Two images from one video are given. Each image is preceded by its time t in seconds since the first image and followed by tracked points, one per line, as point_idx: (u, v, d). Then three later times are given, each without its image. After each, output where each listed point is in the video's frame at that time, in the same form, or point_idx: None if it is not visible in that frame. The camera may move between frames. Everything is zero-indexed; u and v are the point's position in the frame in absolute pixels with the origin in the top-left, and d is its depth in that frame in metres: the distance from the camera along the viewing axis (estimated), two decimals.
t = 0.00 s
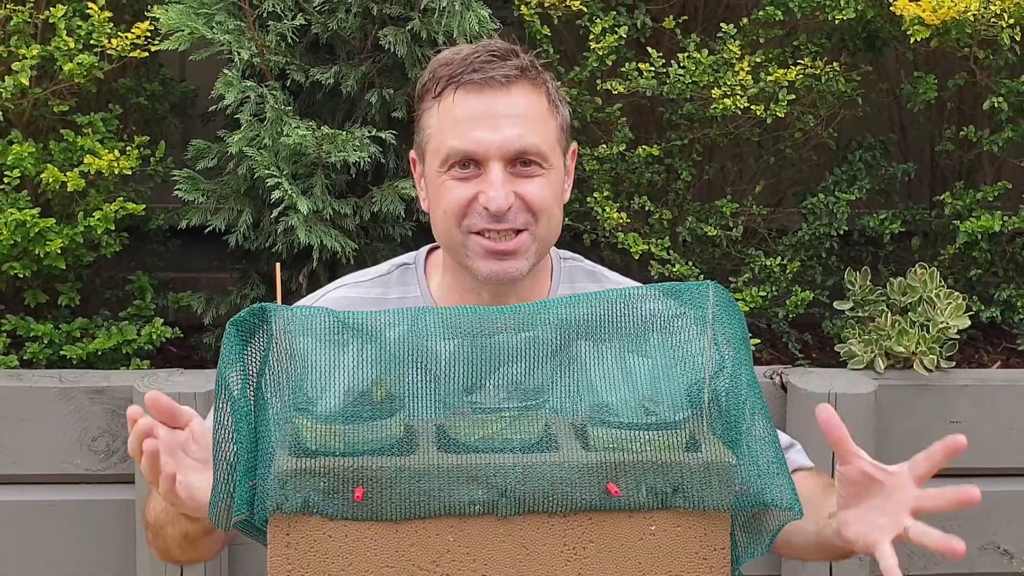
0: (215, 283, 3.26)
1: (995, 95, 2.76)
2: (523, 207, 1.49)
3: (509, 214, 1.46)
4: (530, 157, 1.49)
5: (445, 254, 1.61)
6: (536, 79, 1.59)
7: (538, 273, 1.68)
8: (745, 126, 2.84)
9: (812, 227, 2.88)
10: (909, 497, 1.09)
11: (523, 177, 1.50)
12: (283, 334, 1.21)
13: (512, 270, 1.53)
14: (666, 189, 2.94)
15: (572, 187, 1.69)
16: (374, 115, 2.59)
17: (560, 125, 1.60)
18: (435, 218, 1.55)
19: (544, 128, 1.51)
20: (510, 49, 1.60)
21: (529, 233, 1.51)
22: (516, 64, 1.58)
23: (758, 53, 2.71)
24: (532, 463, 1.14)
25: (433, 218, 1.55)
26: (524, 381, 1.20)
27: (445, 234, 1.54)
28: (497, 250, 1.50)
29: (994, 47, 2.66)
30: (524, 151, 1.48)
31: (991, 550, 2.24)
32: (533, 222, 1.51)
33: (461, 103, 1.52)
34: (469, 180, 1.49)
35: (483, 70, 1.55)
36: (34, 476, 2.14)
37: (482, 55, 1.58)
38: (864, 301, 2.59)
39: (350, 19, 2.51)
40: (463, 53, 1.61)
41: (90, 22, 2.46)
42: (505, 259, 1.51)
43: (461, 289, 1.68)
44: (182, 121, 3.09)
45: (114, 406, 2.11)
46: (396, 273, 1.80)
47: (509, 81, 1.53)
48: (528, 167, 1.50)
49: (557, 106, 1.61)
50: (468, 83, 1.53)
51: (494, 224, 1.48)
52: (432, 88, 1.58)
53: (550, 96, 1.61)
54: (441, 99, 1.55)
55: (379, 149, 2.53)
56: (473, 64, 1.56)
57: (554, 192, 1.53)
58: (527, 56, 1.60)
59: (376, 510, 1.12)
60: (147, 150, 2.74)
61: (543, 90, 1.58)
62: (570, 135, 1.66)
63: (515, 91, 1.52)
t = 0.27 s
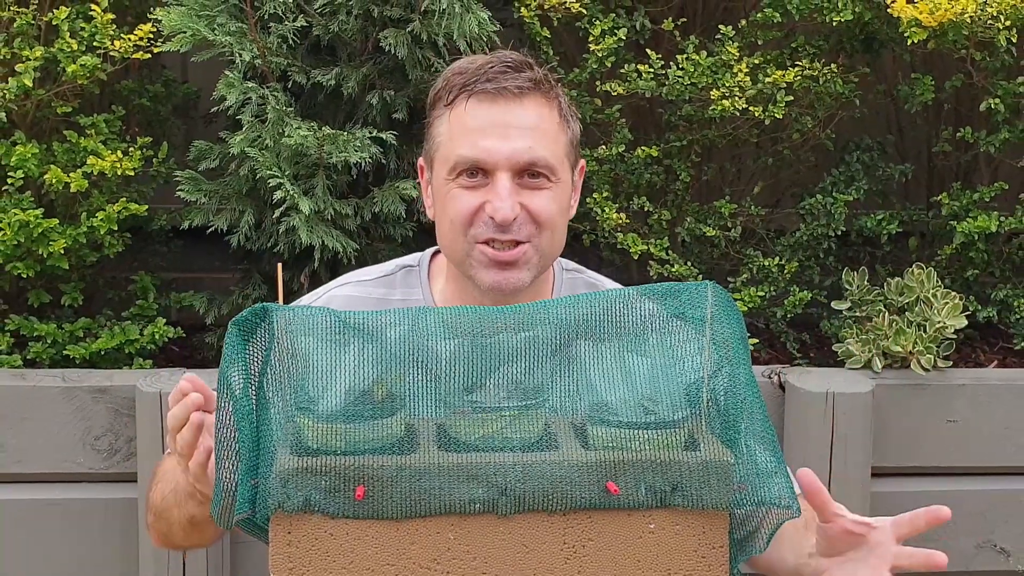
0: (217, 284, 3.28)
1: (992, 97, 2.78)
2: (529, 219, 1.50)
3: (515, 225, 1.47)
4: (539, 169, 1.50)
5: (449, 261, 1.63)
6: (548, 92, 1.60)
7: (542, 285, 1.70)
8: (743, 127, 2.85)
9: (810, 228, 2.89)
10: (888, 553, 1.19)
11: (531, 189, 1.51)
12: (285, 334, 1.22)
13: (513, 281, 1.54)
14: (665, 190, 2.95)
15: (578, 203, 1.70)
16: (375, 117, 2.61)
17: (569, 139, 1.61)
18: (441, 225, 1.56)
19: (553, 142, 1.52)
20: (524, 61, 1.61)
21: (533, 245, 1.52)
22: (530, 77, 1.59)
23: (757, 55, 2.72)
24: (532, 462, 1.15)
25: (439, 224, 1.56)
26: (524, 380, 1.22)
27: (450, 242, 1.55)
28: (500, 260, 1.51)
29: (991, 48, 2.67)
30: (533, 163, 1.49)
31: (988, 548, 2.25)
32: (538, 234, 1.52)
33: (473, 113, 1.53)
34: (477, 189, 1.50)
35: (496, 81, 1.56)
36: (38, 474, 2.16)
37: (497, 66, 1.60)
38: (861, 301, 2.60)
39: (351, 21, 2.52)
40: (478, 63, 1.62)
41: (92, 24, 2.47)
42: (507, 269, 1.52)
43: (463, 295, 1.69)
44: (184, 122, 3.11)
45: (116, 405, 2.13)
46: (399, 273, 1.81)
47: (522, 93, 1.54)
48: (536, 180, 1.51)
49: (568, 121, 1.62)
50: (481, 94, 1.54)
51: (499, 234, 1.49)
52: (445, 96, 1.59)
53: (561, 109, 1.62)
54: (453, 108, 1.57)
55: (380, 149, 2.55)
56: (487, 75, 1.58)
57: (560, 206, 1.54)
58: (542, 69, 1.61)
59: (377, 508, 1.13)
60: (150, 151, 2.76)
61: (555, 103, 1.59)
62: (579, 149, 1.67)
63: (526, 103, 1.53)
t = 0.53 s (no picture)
0: (219, 284, 3.29)
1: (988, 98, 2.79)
2: (524, 195, 1.51)
3: (509, 199, 1.48)
4: (535, 147, 1.52)
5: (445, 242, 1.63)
6: (546, 77, 1.63)
7: (536, 270, 1.71)
8: (741, 128, 2.87)
9: (808, 228, 2.91)
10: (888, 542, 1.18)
11: (526, 167, 1.52)
12: (287, 333, 1.23)
13: (506, 258, 1.55)
14: (664, 191, 2.97)
15: (573, 191, 1.72)
16: (376, 118, 2.62)
17: (566, 124, 1.63)
18: (438, 203, 1.57)
19: (549, 121, 1.54)
20: (522, 47, 1.64)
21: (527, 223, 1.53)
22: (528, 60, 1.62)
23: (755, 57, 2.74)
24: (532, 460, 1.16)
25: (436, 203, 1.57)
26: (524, 379, 1.23)
27: (446, 219, 1.56)
28: (494, 236, 1.52)
29: (987, 50, 2.69)
30: (529, 141, 1.51)
31: (985, 546, 2.27)
32: (532, 212, 1.53)
33: (471, 93, 1.55)
34: (473, 166, 1.52)
35: (495, 64, 1.59)
36: (42, 473, 2.17)
37: (496, 50, 1.63)
38: (858, 301, 2.62)
39: (352, 23, 2.54)
40: (478, 48, 1.65)
41: (95, 26, 2.49)
42: (502, 246, 1.53)
43: (458, 278, 1.70)
44: (186, 123, 3.12)
45: (119, 404, 2.14)
46: (400, 260, 1.82)
47: (520, 75, 1.57)
48: (532, 158, 1.53)
49: (565, 106, 1.64)
50: (479, 75, 1.57)
51: (494, 209, 1.50)
52: (445, 79, 1.62)
53: (558, 95, 1.64)
54: (452, 89, 1.59)
55: (381, 150, 2.56)
56: (486, 58, 1.61)
57: (555, 186, 1.56)
58: (540, 54, 1.64)
59: (378, 507, 1.14)
60: (152, 152, 2.78)
61: (552, 87, 1.61)
62: (575, 137, 1.69)
63: (524, 84, 1.56)
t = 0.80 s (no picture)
0: (221, 284, 3.31)
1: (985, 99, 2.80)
2: (517, 183, 1.51)
3: (502, 187, 1.48)
4: (524, 135, 1.53)
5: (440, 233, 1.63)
6: (533, 67, 1.65)
7: (530, 257, 1.71)
8: (739, 130, 2.89)
9: (806, 229, 2.92)
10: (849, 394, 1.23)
11: (517, 155, 1.53)
12: (288, 333, 1.25)
13: (503, 246, 1.53)
14: (663, 191, 2.98)
15: (564, 179, 1.73)
16: (377, 119, 2.64)
17: (554, 111, 1.64)
18: (432, 195, 1.57)
19: (537, 110, 1.55)
20: (508, 37, 1.66)
21: (521, 210, 1.52)
22: (514, 51, 1.64)
23: (753, 58, 2.75)
24: (532, 459, 1.17)
25: (430, 195, 1.57)
26: (524, 379, 1.24)
27: (441, 210, 1.56)
28: (490, 224, 1.51)
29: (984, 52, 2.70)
30: (519, 129, 1.52)
31: (982, 544, 2.28)
32: (526, 200, 1.52)
33: (460, 84, 1.57)
34: (465, 156, 1.52)
35: (482, 55, 1.61)
36: (46, 472, 2.19)
37: (482, 41, 1.65)
38: (856, 301, 2.63)
39: (353, 24, 2.55)
40: (464, 41, 1.67)
41: (99, 28, 2.50)
42: (498, 233, 1.52)
43: (456, 269, 1.70)
44: (189, 124, 3.13)
45: (121, 403, 2.16)
46: (399, 253, 1.84)
47: (507, 65, 1.59)
48: (522, 146, 1.53)
49: (553, 95, 1.65)
50: (467, 66, 1.59)
51: (488, 197, 1.49)
52: (434, 73, 1.63)
53: (545, 84, 1.66)
54: (441, 82, 1.61)
55: (381, 151, 2.57)
56: (473, 49, 1.63)
57: (547, 173, 1.56)
58: (526, 44, 1.66)
59: (379, 505, 1.15)
60: (155, 153, 2.79)
61: (539, 77, 1.63)
62: (565, 124, 1.70)
63: (511, 74, 1.58)
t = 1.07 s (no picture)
0: (223, 284, 3.32)
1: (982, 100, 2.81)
2: (515, 203, 1.55)
3: (501, 209, 1.52)
4: (522, 152, 1.54)
5: (438, 246, 1.67)
6: (529, 79, 1.65)
7: (529, 270, 1.75)
8: (738, 131, 2.90)
9: (804, 229, 2.93)
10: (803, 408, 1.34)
11: (515, 173, 1.55)
12: (290, 333, 1.26)
13: (501, 267, 1.60)
14: (662, 192, 3.00)
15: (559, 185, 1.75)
16: (378, 120, 2.65)
17: (550, 123, 1.65)
18: (430, 210, 1.60)
19: (535, 127, 1.56)
20: (505, 51, 1.65)
21: (520, 229, 1.58)
22: (511, 64, 1.64)
23: (752, 59, 2.76)
24: (532, 459, 1.19)
25: (428, 210, 1.60)
26: (524, 378, 1.25)
27: (440, 226, 1.60)
28: (489, 246, 1.57)
29: (981, 53, 2.71)
30: (517, 147, 1.54)
31: (978, 542, 2.29)
32: (524, 218, 1.57)
33: (457, 101, 1.57)
34: (463, 174, 1.54)
35: (479, 70, 1.61)
36: (49, 471, 2.20)
37: (478, 55, 1.64)
38: (854, 301, 2.64)
39: (354, 27, 2.57)
40: (460, 53, 1.66)
41: (101, 30, 2.52)
42: (496, 255, 1.57)
43: (454, 281, 1.73)
44: (191, 126, 3.14)
45: (124, 403, 2.17)
46: (391, 267, 1.85)
47: (503, 81, 1.59)
48: (520, 164, 1.55)
49: (549, 107, 1.66)
50: (464, 83, 1.58)
51: (486, 218, 1.53)
52: (430, 86, 1.63)
53: (541, 95, 1.66)
54: (438, 97, 1.61)
55: (383, 153, 2.58)
56: (469, 64, 1.62)
57: (544, 188, 1.59)
58: (522, 57, 1.65)
59: (380, 503, 1.17)
60: (157, 154, 2.81)
61: (535, 90, 1.63)
62: (560, 133, 1.71)
63: (508, 90, 1.58)
